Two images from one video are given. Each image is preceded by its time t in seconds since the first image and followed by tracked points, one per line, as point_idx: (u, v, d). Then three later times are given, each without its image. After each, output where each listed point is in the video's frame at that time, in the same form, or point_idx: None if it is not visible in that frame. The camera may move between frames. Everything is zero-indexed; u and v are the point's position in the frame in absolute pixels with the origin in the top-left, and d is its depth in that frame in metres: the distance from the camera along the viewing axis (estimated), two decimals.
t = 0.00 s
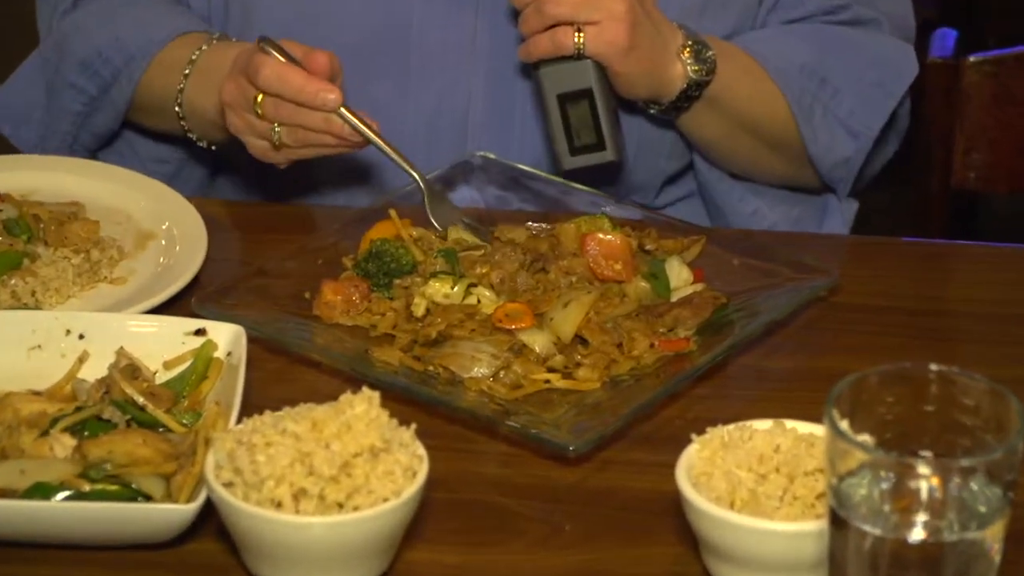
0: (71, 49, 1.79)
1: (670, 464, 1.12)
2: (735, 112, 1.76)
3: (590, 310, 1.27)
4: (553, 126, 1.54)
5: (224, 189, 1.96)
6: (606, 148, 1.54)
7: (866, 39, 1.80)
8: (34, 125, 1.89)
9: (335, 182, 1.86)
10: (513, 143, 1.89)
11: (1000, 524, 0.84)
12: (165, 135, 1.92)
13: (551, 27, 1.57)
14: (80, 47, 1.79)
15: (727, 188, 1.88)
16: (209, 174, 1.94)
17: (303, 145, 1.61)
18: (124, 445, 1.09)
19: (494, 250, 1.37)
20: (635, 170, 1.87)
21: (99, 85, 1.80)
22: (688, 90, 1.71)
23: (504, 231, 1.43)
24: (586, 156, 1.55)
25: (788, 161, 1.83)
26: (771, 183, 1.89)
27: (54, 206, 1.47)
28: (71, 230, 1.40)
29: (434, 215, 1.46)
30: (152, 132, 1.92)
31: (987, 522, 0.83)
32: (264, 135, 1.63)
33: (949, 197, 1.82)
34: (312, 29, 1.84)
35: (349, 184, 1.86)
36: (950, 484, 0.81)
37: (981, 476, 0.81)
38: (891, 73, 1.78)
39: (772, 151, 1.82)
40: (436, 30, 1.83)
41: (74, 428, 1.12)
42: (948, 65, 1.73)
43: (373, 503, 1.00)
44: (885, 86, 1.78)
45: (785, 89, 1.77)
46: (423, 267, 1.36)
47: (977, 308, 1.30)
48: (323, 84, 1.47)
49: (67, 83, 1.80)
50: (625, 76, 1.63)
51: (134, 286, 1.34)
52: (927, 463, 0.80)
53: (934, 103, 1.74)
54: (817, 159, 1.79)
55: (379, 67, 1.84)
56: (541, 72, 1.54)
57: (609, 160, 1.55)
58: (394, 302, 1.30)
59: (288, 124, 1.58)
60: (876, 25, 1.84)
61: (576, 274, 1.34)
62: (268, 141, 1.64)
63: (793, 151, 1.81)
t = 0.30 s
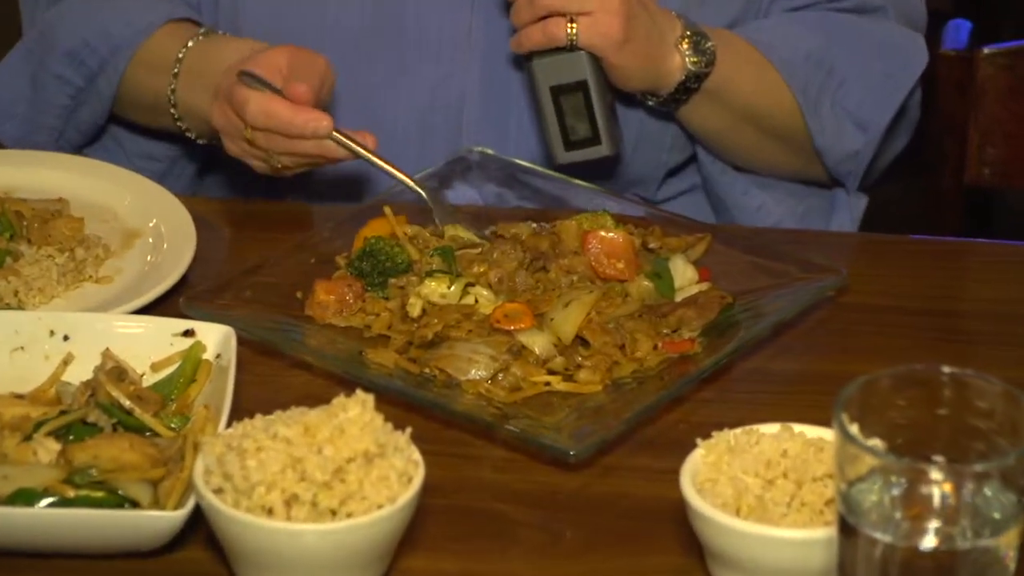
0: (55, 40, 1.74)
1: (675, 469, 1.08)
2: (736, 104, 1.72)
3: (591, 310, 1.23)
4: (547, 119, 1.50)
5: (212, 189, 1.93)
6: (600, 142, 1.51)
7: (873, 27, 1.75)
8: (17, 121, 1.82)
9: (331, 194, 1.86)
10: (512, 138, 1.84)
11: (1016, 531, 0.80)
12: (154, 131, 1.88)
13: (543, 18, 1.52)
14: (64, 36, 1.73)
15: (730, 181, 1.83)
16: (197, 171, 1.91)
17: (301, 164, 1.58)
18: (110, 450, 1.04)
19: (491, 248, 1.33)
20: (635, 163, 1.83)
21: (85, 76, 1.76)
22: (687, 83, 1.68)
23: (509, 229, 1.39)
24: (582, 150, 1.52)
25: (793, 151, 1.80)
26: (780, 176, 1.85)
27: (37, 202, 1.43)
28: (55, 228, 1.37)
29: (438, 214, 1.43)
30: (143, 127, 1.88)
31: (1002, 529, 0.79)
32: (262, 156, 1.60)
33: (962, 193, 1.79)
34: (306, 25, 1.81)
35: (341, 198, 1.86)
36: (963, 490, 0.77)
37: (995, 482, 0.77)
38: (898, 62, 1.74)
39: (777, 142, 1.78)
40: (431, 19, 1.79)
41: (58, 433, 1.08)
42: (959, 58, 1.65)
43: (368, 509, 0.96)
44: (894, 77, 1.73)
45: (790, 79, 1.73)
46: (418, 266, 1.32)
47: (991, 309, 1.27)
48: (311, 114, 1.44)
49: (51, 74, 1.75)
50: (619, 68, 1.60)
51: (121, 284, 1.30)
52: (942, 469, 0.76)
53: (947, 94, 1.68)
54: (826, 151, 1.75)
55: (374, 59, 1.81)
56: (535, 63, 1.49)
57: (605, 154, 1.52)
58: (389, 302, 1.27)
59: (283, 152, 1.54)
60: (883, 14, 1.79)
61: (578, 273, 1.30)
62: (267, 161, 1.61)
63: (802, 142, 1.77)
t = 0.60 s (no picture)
0: (36, 25, 1.71)
1: (679, 474, 1.04)
2: (741, 96, 1.69)
3: (591, 310, 1.19)
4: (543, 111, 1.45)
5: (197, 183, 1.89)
6: (599, 135, 1.45)
7: (883, 17, 1.71)
8: None
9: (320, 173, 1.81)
10: (510, 132, 1.80)
11: None
12: (141, 120, 1.83)
13: (538, 8, 1.49)
14: (46, 21, 1.70)
15: (736, 173, 1.78)
16: (183, 161, 1.85)
17: (282, 144, 1.55)
18: (94, 455, 1.01)
19: (487, 246, 1.29)
20: (637, 157, 1.79)
21: (68, 62, 1.72)
22: (689, 74, 1.64)
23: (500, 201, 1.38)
24: (579, 144, 1.46)
25: (801, 144, 1.76)
26: (785, 169, 1.81)
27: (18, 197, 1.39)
28: (38, 224, 1.33)
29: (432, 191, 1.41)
30: (128, 117, 1.84)
31: (1015, 536, 0.75)
32: (241, 138, 1.56)
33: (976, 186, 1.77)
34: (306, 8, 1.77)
35: (330, 179, 1.81)
36: (976, 495, 0.73)
37: (1010, 487, 0.73)
38: (912, 54, 1.69)
39: (784, 135, 1.75)
40: (426, 11, 1.75)
41: (40, 437, 1.05)
42: (972, 49, 1.63)
43: (361, 516, 0.93)
44: (907, 69, 1.69)
45: (797, 69, 1.69)
46: (413, 263, 1.28)
47: (1004, 309, 1.23)
48: (288, 86, 1.40)
49: (32, 60, 1.72)
50: (618, 59, 1.56)
51: (104, 284, 1.27)
52: (953, 474, 0.72)
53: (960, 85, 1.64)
54: (836, 143, 1.70)
55: (370, 52, 1.78)
56: (530, 55, 1.45)
57: (603, 148, 1.47)
58: (382, 301, 1.23)
59: (262, 129, 1.51)
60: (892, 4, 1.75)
61: (578, 271, 1.26)
62: (247, 143, 1.57)
63: (809, 134, 1.73)
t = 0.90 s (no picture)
0: (21, 12, 1.67)
1: (683, 478, 1.01)
2: (751, 83, 1.65)
3: (592, 309, 1.16)
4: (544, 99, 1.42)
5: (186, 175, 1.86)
6: (602, 126, 1.42)
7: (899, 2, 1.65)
8: None
9: (312, 157, 1.76)
10: (508, 124, 1.77)
11: None
12: (130, 112, 1.80)
13: None
14: (31, 9, 1.67)
15: (745, 162, 1.74)
16: (174, 155, 1.82)
17: (266, 126, 1.50)
18: (77, 458, 0.97)
19: (484, 241, 1.25)
20: (642, 145, 1.75)
21: (54, 51, 1.69)
22: (695, 62, 1.61)
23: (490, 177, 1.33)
24: (582, 135, 1.44)
25: (814, 133, 1.71)
26: (798, 158, 1.76)
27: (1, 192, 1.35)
28: (21, 220, 1.29)
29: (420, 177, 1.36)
30: (116, 109, 1.81)
31: None
32: (226, 118, 1.52)
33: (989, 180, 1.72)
34: None
35: (321, 164, 1.76)
36: (988, 499, 0.69)
37: None
38: (928, 40, 1.64)
39: (797, 125, 1.71)
40: None
41: (23, 440, 1.01)
42: (986, 37, 1.59)
43: (354, 522, 0.89)
44: (924, 55, 1.63)
45: (809, 57, 1.64)
46: (407, 260, 1.25)
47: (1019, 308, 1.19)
48: (273, 59, 1.36)
49: (17, 48, 1.68)
50: (621, 46, 1.52)
51: (88, 283, 1.23)
52: (965, 477, 0.69)
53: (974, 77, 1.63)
54: (850, 134, 1.65)
55: (368, 40, 1.74)
56: (529, 43, 1.42)
57: (607, 138, 1.44)
58: (376, 300, 1.20)
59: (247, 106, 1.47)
60: None
61: (578, 268, 1.22)
62: (231, 124, 1.53)
63: (821, 122, 1.69)
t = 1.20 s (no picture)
0: None
1: (687, 482, 0.97)
2: (758, 75, 1.61)
3: (593, 308, 1.12)
4: (545, 91, 1.41)
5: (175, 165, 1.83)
6: (603, 117, 1.41)
7: None
8: None
9: (307, 142, 1.71)
10: (507, 116, 1.74)
11: None
12: (116, 99, 1.77)
13: None
14: None
15: (754, 155, 1.70)
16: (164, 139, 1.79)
17: (249, 100, 1.47)
18: (60, 461, 0.94)
19: (480, 236, 1.22)
20: (645, 137, 1.71)
21: (37, 35, 1.66)
22: (700, 51, 1.57)
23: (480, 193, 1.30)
24: (583, 125, 1.42)
25: (824, 125, 1.68)
26: (808, 152, 1.71)
27: None
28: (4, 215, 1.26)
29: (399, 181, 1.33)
30: (101, 95, 1.78)
31: None
32: (208, 88, 1.49)
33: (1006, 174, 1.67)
34: None
35: (308, 147, 1.71)
36: (1003, 504, 0.66)
37: None
38: (941, 31, 1.61)
39: (807, 118, 1.67)
40: None
41: (5, 443, 0.97)
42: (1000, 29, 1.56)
43: (346, 528, 0.86)
44: (939, 47, 1.61)
45: (819, 48, 1.61)
46: (401, 257, 1.21)
47: None
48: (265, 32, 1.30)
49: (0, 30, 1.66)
50: (623, 32, 1.48)
51: (72, 280, 1.20)
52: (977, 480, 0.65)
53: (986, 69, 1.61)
54: (861, 128, 1.62)
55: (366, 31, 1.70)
56: (529, 32, 1.39)
57: (608, 131, 1.42)
58: (369, 298, 1.16)
59: (231, 76, 1.43)
60: None
61: (579, 265, 1.18)
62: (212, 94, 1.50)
63: (830, 116, 1.66)
